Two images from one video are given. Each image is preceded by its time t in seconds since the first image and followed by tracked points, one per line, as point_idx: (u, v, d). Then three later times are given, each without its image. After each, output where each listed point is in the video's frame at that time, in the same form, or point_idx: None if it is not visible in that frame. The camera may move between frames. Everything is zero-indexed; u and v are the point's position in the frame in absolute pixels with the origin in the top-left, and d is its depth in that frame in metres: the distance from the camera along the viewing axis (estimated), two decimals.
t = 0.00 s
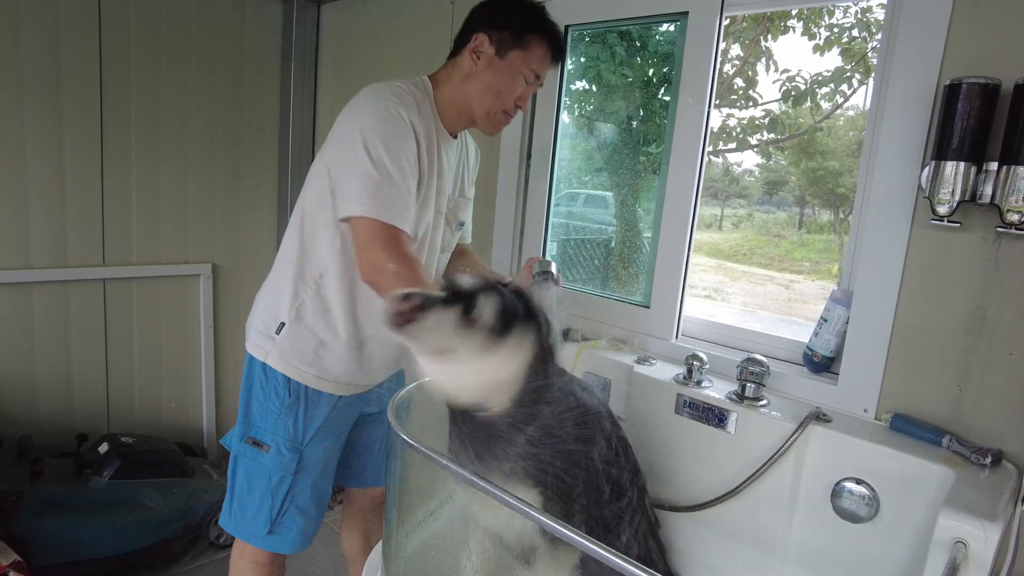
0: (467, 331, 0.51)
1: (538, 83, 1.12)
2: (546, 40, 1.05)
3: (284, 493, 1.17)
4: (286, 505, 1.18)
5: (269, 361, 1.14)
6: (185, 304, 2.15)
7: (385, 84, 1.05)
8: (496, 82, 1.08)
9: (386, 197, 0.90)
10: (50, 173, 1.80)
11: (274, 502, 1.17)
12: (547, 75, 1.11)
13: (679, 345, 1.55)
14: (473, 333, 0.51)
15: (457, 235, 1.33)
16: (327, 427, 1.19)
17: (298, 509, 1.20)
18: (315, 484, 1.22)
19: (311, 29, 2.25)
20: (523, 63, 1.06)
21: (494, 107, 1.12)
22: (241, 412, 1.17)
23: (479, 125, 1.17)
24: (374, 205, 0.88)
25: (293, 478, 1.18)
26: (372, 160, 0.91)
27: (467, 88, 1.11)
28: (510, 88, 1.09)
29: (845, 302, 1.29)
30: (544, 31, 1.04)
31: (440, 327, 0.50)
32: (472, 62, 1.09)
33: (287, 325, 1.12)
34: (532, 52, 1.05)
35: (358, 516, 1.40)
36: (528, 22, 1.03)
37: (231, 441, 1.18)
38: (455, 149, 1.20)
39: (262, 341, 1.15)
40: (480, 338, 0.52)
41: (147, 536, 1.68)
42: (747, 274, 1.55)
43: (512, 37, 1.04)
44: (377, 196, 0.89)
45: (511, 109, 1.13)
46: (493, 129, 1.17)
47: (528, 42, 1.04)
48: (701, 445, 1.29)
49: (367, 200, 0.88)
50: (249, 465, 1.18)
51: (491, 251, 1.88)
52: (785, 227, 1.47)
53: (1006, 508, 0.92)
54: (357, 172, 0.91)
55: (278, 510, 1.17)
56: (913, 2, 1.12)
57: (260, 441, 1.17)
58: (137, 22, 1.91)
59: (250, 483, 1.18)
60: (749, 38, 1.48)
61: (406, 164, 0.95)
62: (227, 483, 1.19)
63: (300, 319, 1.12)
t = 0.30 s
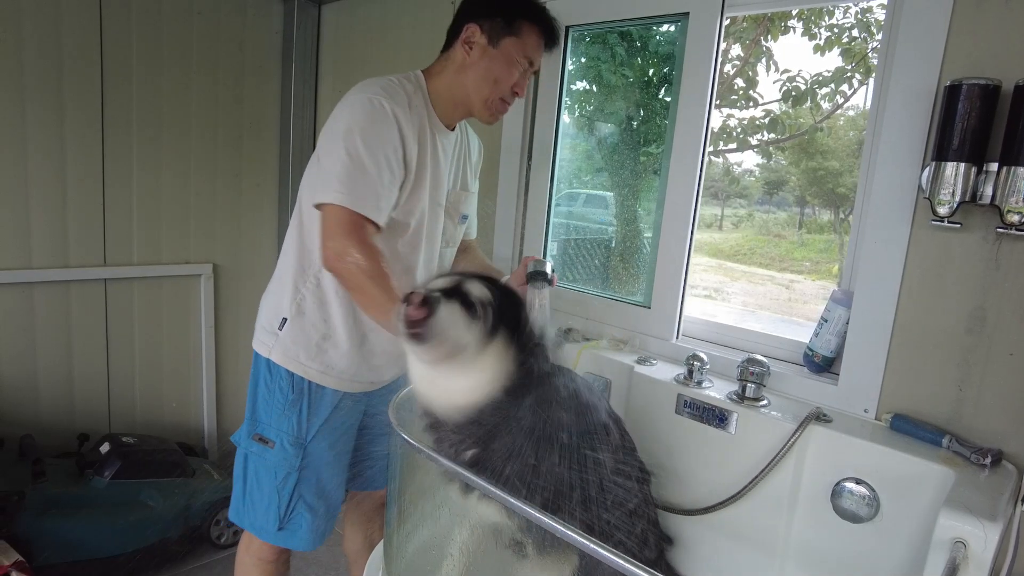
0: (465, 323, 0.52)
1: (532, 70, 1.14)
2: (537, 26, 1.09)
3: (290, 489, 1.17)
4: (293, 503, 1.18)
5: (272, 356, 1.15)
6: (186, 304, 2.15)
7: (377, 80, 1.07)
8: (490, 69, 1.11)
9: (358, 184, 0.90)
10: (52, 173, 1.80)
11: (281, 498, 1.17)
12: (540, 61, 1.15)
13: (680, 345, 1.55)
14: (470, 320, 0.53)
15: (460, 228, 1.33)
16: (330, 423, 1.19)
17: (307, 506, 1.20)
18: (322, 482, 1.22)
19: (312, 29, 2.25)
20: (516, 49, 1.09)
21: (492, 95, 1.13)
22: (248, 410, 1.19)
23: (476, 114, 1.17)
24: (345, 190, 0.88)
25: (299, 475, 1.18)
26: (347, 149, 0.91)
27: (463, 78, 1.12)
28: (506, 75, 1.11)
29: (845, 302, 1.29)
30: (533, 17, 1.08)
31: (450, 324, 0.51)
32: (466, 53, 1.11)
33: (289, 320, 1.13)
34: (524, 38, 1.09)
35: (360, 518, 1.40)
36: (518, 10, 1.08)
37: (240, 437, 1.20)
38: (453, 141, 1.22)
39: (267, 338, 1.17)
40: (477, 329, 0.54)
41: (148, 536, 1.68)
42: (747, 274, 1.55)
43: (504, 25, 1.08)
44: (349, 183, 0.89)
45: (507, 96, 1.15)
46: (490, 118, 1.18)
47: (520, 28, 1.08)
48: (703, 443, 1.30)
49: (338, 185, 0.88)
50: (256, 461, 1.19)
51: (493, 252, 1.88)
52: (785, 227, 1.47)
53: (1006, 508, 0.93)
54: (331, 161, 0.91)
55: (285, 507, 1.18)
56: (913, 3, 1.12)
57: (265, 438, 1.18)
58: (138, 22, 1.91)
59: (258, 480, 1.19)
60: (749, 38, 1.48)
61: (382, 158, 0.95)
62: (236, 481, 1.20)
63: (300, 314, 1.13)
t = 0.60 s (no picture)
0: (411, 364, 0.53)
1: (525, 63, 1.14)
2: (526, 18, 1.09)
3: (293, 486, 1.19)
4: (297, 500, 1.20)
5: (274, 354, 1.17)
6: (188, 304, 2.16)
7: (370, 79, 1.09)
8: (481, 63, 1.11)
9: (339, 183, 0.94)
10: (54, 174, 1.81)
11: (284, 495, 1.19)
12: (532, 53, 1.14)
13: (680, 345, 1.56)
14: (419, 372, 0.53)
15: (464, 226, 1.34)
16: (333, 422, 1.20)
17: (311, 502, 1.21)
18: (325, 479, 1.23)
19: (314, 30, 2.25)
20: (506, 41, 1.09)
21: (485, 88, 1.13)
22: (251, 407, 1.21)
23: (471, 109, 1.18)
24: (327, 188, 0.92)
25: (302, 471, 1.20)
26: (331, 148, 0.94)
27: (455, 74, 1.13)
28: (497, 68, 1.11)
29: (845, 302, 1.30)
30: (523, 9, 1.08)
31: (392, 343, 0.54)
32: (456, 49, 1.12)
33: (291, 318, 1.15)
34: (514, 30, 1.09)
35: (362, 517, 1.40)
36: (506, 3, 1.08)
37: (245, 434, 1.22)
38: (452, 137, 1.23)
39: (269, 336, 1.18)
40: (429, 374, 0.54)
41: (150, 535, 1.69)
42: (747, 274, 1.56)
43: (493, 18, 1.08)
44: (331, 181, 0.93)
45: (501, 90, 1.15)
46: (486, 113, 1.18)
47: (509, 21, 1.08)
48: (702, 443, 1.31)
49: (320, 182, 0.92)
50: (260, 459, 1.21)
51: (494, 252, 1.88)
52: (785, 227, 1.48)
53: (1004, 508, 0.93)
54: (315, 158, 0.95)
55: (290, 504, 1.19)
56: (912, 4, 1.13)
57: (269, 435, 1.20)
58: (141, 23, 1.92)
59: (262, 477, 1.21)
60: (749, 39, 1.49)
61: (367, 158, 0.98)
62: (244, 479, 1.23)
63: (302, 311, 1.15)
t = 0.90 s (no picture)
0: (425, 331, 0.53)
1: (519, 60, 1.14)
2: (519, 17, 1.08)
3: (300, 486, 1.21)
4: (303, 499, 1.22)
5: (277, 356, 1.19)
6: (191, 303, 2.17)
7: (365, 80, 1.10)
8: (474, 61, 1.11)
9: (332, 186, 0.96)
10: (58, 174, 1.82)
11: (290, 495, 1.21)
12: (526, 51, 1.14)
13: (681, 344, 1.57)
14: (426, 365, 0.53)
15: (465, 225, 1.35)
16: (338, 422, 1.22)
17: (316, 501, 1.23)
18: (331, 479, 1.24)
19: (316, 31, 2.26)
20: (499, 39, 1.09)
21: (479, 87, 1.14)
22: (258, 409, 1.23)
23: (467, 108, 1.19)
24: (319, 190, 0.94)
25: (308, 471, 1.21)
26: (323, 150, 0.96)
27: (450, 73, 1.15)
28: (491, 67, 1.12)
29: (844, 303, 1.31)
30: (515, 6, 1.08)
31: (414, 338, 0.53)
32: (450, 48, 1.13)
33: (292, 321, 1.18)
34: (507, 28, 1.08)
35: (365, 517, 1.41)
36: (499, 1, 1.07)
37: (251, 435, 1.24)
38: (449, 137, 1.25)
39: (273, 339, 1.21)
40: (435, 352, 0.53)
41: (154, 534, 1.69)
42: (747, 274, 1.57)
43: (485, 16, 1.08)
44: (323, 184, 0.95)
45: (495, 87, 1.16)
46: (481, 111, 1.19)
47: (501, 19, 1.08)
48: (702, 443, 1.32)
49: (312, 185, 0.94)
50: (267, 459, 1.23)
51: (495, 252, 1.89)
52: (785, 227, 1.49)
53: (1001, 506, 0.94)
54: (308, 162, 0.97)
55: (295, 503, 1.21)
56: (910, 7, 1.14)
57: (275, 436, 1.22)
58: (145, 24, 1.93)
59: (269, 477, 1.23)
60: (750, 40, 1.50)
61: (360, 161, 1.00)
62: (252, 479, 1.25)
63: (303, 315, 1.18)
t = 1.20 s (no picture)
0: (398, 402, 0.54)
1: (516, 61, 1.15)
2: (515, 17, 1.11)
3: (304, 482, 1.22)
4: (307, 495, 1.24)
5: (280, 357, 1.22)
6: (194, 303, 2.18)
7: (362, 83, 1.11)
8: (472, 63, 1.12)
9: (330, 191, 0.97)
10: (62, 175, 1.83)
11: (295, 492, 1.22)
12: (522, 51, 1.15)
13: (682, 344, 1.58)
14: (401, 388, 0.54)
15: (465, 225, 1.36)
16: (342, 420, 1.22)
17: (321, 498, 1.24)
18: (336, 475, 1.25)
19: (318, 32, 2.27)
20: (496, 40, 1.10)
21: (477, 88, 1.15)
22: (261, 409, 1.25)
23: (465, 109, 1.20)
24: (317, 195, 0.96)
25: (312, 469, 1.23)
26: (322, 154, 0.98)
27: (448, 75, 1.15)
28: (489, 67, 1.13)
29: (844, 303, 1.32)
30: (510, 8, 1.10)
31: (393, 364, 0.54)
32: (447, 50, 1.14)
33: (296, 323, 1.20)
34: (503, 28, 1.10)
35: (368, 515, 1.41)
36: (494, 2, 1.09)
37: (255, 434, 1.26)
38: (449, 138, 1.26)
39: (276, 341, 1.23)
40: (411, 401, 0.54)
41: (157, 533, 1.70)
42: (747, 274, 1.58)
43: (481, 17, 1.09)
44: (321, 189, 0.96)
45: (493, 89, 1.17)
46: (480, 112, 1.20)
47: (498, 20, 1.10)
48: (704, 441, 1.33)
49: (310, 190, 0.96)
50: (270, 457, 1.25)
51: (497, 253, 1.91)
52: (785, 227, 1.50)
53: (998, 503, 0.95)
54: (306, 168, 0.98)
55: (300, 500, 1.23)
56: (909, 9, 1.15)
57: (278, 435, 1.23)
58: (149, 26, 1.94)
59: (272, 475, 1.25)
60: (750, 42, 1.51)
61: (359, 165, 1.01)
62: (256, 475, 1.27)
63: (305, 317, 1.20)
